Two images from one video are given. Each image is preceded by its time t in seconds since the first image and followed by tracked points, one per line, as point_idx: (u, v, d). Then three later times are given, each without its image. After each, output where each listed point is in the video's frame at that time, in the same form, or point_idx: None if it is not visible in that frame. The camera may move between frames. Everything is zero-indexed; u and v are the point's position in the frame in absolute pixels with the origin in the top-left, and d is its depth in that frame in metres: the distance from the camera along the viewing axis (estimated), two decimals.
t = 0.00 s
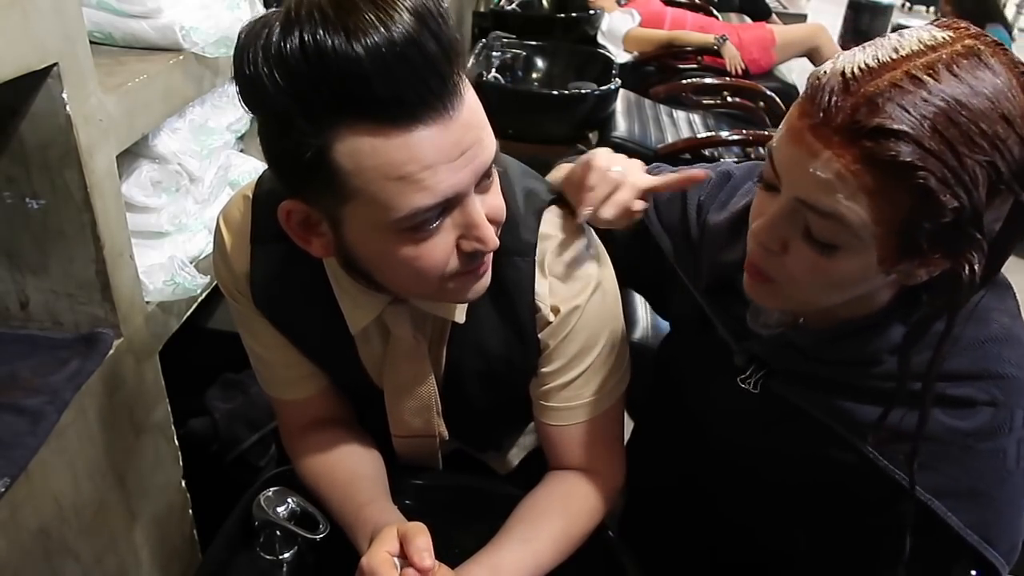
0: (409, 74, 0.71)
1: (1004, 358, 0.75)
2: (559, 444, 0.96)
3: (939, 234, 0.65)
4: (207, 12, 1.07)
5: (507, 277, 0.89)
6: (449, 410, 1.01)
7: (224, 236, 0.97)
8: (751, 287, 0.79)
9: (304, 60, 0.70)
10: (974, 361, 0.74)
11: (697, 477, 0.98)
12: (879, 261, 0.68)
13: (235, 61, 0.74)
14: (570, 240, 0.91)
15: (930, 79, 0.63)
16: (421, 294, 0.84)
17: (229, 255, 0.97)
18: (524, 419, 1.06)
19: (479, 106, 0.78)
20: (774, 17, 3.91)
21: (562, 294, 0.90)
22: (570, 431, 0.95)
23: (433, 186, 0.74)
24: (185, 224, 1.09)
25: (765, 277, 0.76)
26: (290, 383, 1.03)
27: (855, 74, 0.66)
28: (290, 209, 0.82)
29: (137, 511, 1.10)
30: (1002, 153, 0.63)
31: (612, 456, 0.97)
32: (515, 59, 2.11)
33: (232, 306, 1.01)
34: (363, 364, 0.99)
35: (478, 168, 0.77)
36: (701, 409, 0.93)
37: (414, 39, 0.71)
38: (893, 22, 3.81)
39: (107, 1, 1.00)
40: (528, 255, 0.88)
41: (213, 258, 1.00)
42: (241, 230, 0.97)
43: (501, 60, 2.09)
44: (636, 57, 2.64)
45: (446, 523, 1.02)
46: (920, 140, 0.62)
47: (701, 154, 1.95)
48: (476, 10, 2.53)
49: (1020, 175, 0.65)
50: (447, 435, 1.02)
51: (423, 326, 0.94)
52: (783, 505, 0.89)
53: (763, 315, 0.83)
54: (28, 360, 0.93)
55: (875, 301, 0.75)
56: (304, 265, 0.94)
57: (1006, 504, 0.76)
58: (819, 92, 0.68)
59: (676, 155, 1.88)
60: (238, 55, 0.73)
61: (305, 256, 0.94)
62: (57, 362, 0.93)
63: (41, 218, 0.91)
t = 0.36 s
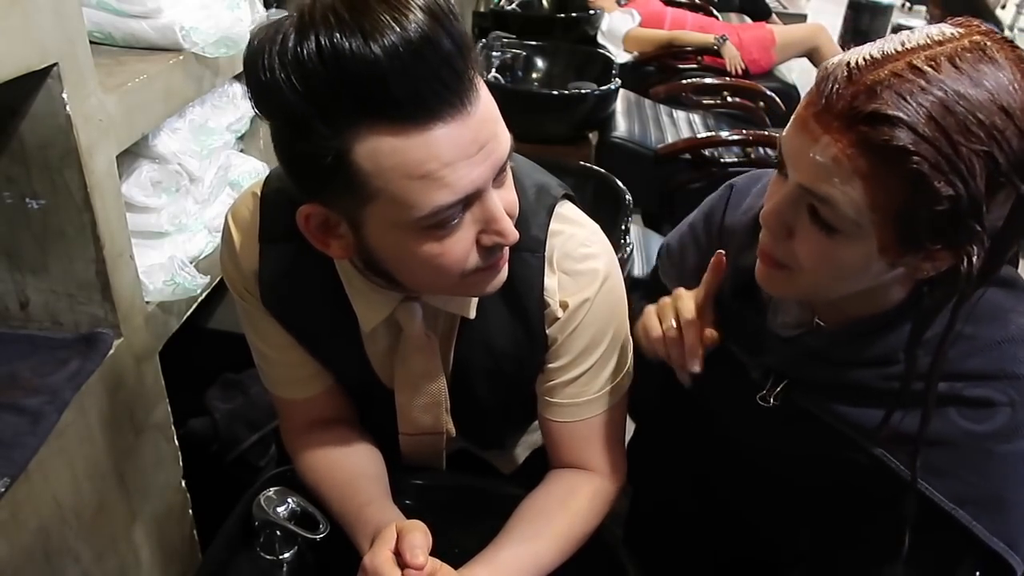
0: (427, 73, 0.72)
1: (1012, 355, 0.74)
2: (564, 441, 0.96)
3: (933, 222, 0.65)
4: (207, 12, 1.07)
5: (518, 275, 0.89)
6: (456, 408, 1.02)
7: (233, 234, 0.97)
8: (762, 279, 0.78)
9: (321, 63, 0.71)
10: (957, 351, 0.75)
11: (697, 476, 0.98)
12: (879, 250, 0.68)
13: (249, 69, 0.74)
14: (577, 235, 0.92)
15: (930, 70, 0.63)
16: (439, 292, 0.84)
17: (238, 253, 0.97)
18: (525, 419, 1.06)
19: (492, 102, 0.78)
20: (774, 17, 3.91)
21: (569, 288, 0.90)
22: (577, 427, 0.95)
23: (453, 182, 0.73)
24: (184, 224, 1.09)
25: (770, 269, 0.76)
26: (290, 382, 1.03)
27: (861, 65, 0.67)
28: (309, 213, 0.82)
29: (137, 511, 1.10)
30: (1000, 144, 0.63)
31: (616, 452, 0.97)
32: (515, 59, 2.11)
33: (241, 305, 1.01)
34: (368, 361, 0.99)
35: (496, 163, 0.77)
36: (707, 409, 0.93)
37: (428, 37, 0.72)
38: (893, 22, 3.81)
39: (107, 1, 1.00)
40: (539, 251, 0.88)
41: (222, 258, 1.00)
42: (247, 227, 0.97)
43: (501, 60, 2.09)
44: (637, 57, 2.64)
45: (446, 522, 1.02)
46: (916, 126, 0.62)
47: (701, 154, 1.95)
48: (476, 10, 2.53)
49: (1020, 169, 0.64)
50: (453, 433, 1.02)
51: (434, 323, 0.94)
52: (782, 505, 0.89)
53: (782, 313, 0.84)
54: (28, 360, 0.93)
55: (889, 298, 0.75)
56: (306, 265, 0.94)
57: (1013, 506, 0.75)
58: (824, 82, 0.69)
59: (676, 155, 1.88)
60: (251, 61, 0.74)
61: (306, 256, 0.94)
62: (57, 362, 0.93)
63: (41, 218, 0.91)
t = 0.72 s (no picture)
0: (445, 76, 0.72)
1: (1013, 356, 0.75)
2: (568, 442, 0.96)
3: (934, 208, 0.65)
4: (207, 12, 1.07)
5: (528, 275, 0.89)
6: (464, 408, 1.01)
7: (241, 235, 0.97)
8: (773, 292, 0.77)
9: (338, 67, 0.71)
10: (977, 357, 0.75)
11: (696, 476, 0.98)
12: (887, 245, 0.67)
13: (264, 74, 0.74)
14: (586, 234, 0.92)
15: (913, 62, 0.64)
16: (451, 293, 0.84)
17: (246, 253, 0.97)
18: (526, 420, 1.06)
19: (507, 106, 0.78)
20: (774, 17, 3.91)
21: (576, 288, 0.90)
22: (583, 427, 0.95)
23: (471, 186, 0.73)
24: (184, 224, 1.09)
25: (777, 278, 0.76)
26: (290, 382, 1.03)
27: (843, 68, 0.68)
28: (323, 217, 0.82)
29: (137, 511, 1.10)
30: (992, 125, 0.63)
31: (617, 450, 0.98)
32: (515, 59, 2.11)
33: (246, 305, 1.00)
34: (372, 360, 0.99)
35: (511, 166, 0.77)
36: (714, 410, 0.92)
37: (444, 39, 0.72)
38: (893, 22, 3.81)
39: (107, 1, 1.00)
40: (547, 250, 0.88)
41: (229, 258, 0.99)
42: (254, 225, 0.97)
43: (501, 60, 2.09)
44: (637, 57, 2.64)
45: (446, 522, 1.02)
46: (904, 115, 0.63)
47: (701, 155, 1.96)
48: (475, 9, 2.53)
49: (1017, 148, 0.64)
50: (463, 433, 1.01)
51: (442, 324, 0.94)
52: (782, 506, 0.89)
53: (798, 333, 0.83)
54: (28, 360, 0.93)
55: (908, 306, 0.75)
56: (307, 265, 0.94)
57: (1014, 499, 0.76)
58: (808, 88, 0.70)
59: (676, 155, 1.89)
60: (266, 66, 0.73)
61: (307, 256, 0.94)
62: (57, 361, 0.93)
63: (41, 218, 0.91)
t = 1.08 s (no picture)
0: (439, 77, 0.72)
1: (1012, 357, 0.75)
2: (569, 442, 0.96)
3: (921, 209, 0.64)
4: (207, 12, 1.07)
5: (527, 275, 0.89)
6: (464, 408, 1.01)
7: (240, 235, 0.97)
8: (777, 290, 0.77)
9: (331, 67, 0.71)
10: (989, 365, 0.76)
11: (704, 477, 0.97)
12: (876, 244, 0.67)
13: (259, 75, 0.74)
14: (585, 234, 0.92)
15: (913, 62, 0.64)
16: (449, 294, 0.84)
17: (245, 253, 0.97)
18: (526, 419, 1.06)
19: (503, 106, 0.78)
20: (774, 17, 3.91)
21: (574, 289, 0.90)
22: (582, 428, 0.95)
23: (466, 186, 0.73)
24: (184, 224, 1.09)
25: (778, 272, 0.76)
26: (291, 382, 1.03)
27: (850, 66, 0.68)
28: (319, 218, 0.82)
29: (137, 511, 1.10)
30: (983, 130, 0.62)
31: (619, 452, 0.98)
32: (515, 59, 2.11)
33: (246, 305, 1.00)
34: (372, 360, 0.99)
35: (507, 166, 0.76)
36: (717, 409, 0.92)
37: (437, 40, 0.72)
38: (893, 22, 3.81)
39: (107, 1, 1.00)
40: (546, 251, 0.88)
41: (229, 259, 0.99)
42: (253, 225, 0.97)
43: (501, 60, 2.09)
44: (636, 57, 2.64)
45: (446, 523, 1.02)
46: (895, 113, 0.63)
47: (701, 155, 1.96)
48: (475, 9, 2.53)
49: (1013, 157, 0.62)
50: (463, 433, 1.01)
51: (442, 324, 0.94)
52: (783, 505, 0.89)
53: (815, 341, 0.81)
54: (28, 360, 0.93)
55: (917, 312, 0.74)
56: (307, 264, 0.94)
57: (1016, 493, 0.77)
58: (816, 83, 0.70)
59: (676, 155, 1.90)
60: (261, 67, 0.74)
61: (308, 256, 0.94)
62: (57, 361, 0.93)
63: (41, 218, 0.90)
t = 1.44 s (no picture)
0: (421, 78, 0.72)
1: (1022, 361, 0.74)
2: (571, 442, 0.96)
3: (892, 236, 0.61)
4: (207, 12, 1.07)
5: (528, 277, 0.89)
6: (465, 408, 1.01)
7: (240, 235, 0.97)
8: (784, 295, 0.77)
9: (317, 63, 0.71)
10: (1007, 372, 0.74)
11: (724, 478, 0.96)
12: (857, 266, 0.66)
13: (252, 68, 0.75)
14: (586, 235, 0.92)
15: (889, 86, 0.60)
16: (438, 296, 0.83)
17: (244, 253, 0.97)
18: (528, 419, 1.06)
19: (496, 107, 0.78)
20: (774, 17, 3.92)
21: (575, 292, 0.90)
22: (581, 428, 0.95)
23: (450, 188, 0.73)
24: (184, 224, 1.09)
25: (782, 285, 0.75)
26: (292, 382, 1.03)
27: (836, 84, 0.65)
28: (308, 211, 0.82)
29: (137, 511, 1.10)
30: (952, 161, 0.57)
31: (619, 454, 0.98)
32: (515, 59, 2.11)
33: (246, 305, 1.00)
34: (374, 360, 0.98)
35: (495, 170, 0.76)
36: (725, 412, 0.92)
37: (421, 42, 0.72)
38: (893, 22, 3.81)
39: (107, 1, 1.00)
40: (546, 254, 0.88)
41: (229, 259, 0.99)
42: (253, 225, 0.97)
43: (501, 60, 2.09)
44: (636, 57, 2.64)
45: (446, 523, 1.02)
46: (864, 142, 0.60)
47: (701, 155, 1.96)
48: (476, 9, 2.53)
49: (989, 190, 0.58)
50: (462, 433, 1.01)
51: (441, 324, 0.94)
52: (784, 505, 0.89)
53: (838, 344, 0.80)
54: (28, 360, 0.93)
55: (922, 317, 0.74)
56: (308, 266, 0.94)
57: None
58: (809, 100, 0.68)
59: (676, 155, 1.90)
60: (254, 61, 0.75)
61: (309, 257, 0.94)
62: (57, 361, 0.93)
63: (41, 218, 0.90)
